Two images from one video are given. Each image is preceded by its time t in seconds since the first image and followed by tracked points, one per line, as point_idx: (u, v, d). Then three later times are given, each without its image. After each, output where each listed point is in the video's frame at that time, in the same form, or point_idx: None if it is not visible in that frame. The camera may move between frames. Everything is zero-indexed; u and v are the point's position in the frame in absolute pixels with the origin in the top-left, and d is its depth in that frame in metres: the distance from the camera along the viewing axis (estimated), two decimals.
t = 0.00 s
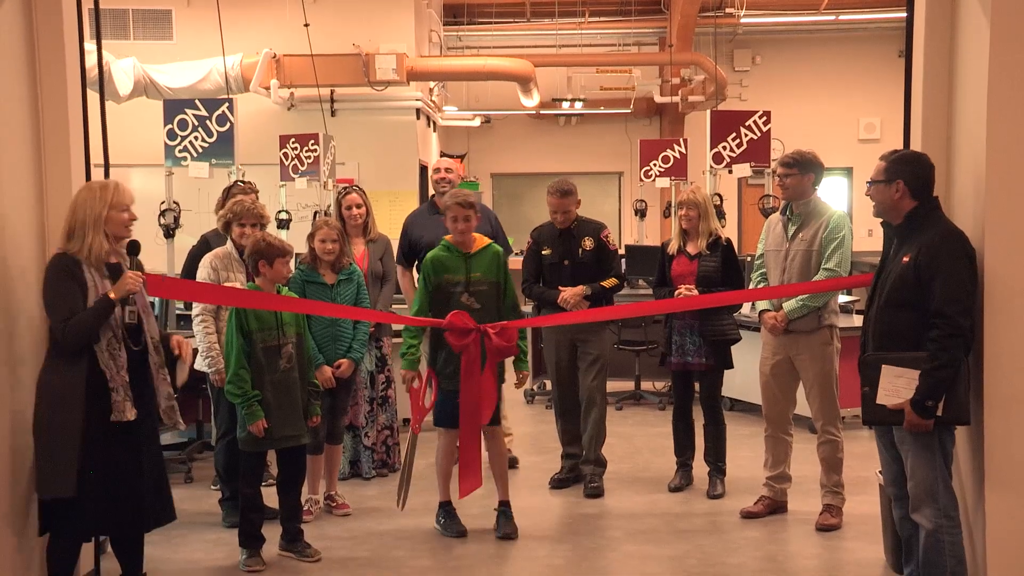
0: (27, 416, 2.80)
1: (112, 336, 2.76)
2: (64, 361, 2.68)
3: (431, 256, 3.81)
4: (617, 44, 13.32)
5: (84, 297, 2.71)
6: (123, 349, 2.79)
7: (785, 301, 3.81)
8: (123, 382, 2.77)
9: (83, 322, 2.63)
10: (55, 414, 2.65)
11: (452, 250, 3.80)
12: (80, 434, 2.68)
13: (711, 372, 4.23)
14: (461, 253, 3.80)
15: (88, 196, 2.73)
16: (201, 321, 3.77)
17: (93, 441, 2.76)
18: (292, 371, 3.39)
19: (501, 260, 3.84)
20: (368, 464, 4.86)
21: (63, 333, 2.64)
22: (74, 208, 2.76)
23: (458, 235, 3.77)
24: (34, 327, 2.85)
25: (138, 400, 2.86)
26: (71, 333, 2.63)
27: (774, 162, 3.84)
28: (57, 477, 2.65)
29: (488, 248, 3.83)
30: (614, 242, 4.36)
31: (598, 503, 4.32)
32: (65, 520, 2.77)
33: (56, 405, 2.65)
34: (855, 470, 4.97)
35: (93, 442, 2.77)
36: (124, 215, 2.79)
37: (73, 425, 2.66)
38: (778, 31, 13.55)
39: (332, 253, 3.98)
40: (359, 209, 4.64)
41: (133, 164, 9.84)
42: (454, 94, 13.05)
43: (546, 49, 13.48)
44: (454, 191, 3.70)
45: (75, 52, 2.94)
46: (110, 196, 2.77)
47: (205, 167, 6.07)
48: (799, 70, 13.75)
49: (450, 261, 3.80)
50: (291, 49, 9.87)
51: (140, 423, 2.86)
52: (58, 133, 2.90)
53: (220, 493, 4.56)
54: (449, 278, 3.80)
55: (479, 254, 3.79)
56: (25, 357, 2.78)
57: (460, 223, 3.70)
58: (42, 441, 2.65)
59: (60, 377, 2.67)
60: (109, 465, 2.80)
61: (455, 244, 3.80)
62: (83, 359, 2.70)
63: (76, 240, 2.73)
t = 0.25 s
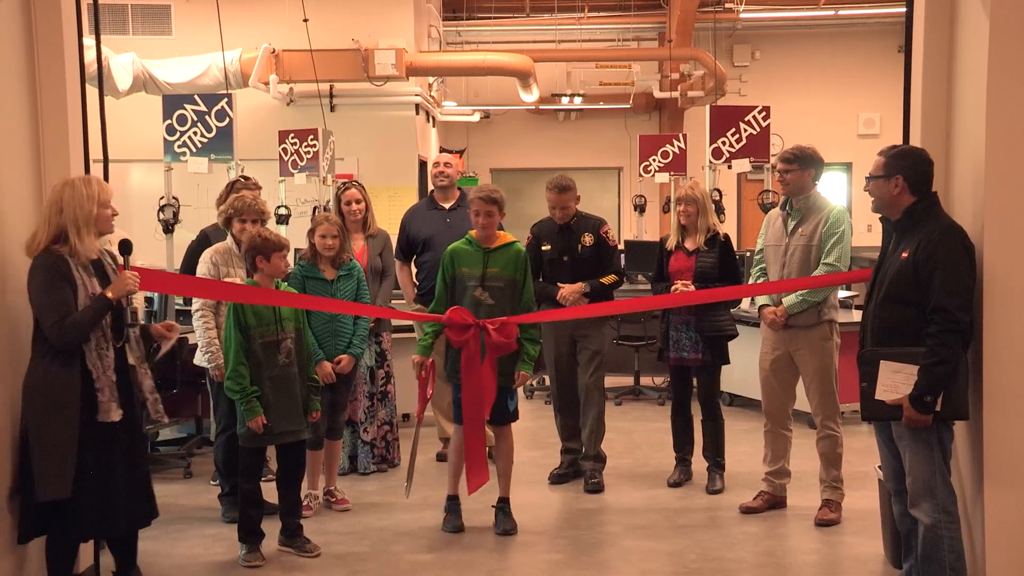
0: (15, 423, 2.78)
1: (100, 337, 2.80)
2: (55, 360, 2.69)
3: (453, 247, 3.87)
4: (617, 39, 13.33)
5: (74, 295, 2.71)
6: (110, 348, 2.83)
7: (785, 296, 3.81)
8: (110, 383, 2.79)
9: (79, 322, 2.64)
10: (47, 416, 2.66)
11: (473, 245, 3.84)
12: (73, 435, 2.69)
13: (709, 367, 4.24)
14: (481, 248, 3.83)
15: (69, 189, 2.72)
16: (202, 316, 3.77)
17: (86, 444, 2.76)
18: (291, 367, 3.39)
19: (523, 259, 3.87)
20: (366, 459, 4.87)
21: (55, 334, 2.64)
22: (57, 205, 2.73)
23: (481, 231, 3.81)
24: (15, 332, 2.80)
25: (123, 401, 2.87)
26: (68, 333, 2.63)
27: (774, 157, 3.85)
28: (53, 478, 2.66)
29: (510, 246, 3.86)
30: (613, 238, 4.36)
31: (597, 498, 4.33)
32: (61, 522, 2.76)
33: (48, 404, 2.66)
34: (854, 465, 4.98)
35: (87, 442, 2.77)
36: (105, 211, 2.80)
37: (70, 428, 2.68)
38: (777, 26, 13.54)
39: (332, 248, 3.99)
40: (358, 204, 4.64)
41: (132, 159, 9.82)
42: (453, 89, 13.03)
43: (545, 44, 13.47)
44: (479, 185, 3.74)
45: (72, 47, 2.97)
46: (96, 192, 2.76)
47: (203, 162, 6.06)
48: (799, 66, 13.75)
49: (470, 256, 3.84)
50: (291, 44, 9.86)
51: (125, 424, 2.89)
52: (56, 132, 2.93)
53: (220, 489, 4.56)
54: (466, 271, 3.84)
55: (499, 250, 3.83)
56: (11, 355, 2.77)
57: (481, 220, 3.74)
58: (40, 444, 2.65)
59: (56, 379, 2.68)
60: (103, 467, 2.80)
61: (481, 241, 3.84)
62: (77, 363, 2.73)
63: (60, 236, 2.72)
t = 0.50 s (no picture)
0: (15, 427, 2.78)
1: (95, 337, 2.78)
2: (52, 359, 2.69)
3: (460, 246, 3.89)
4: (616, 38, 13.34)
5: (71, 294, 2.72)
6: (103, 349, 2.81)
7: (785, 295, 3.81)
8: (95, 383, 2.76)
9: (77, 319, 2.64)
10: (47, 413, 2.67)
11: (479, 244, 3.85)
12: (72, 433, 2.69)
13: (707, 365, 4.24)
14: (485, 246, 3.84)
15: (63, 187, 2.71)
16: (202, 313, 3.78)
17: (85, 443, 2.76)
18: (290, 366, 3.38)
19: (529, 258, 3.86)
20: (366, 458, 4.87)
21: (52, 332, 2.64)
22: (51, 203, 2.72)
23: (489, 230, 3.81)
24: (15, 331, 2.82)
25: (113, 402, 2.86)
26: (67, 331, 2.63)
27: (775, 156, 3.84)
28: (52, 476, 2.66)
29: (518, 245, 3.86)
30: (613, 236, 4.35)
31: (596, 496, 4.33)
32: (60, 522, 2.73)
33: (47, 403, 2.67)
34: (853, 463, 4.98)
35: (85, 442, 2.76)
36: (96, 208, 2.78)
37: (67, 427, 2.69)
38: (777, 24, 13.54)
39: (332, 247, 3.98)
40: (358, 203, 4.64)
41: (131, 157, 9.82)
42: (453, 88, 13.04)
43: (545, 42, 13.47)
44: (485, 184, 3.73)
45: (72, 46, 2.97)
46: (88, 190, 2.76)
47: (203, 161, 6.06)
48: (798, 64, 13.74)
49: (476, 254, 3.85)
50: (290, 42, 9.86)
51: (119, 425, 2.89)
52: (56, 131, 2.93)
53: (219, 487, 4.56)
54: (471, 269, 3.85)
55: (504, 250, 3.83)
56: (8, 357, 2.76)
57: (488, 219, 3.74)
58: (38, 443, 2.66)
59: (53, 377, 2.68)
60: (102, 466, 2.79)
61: (489, 241, 3.84)
62: (74, 363, 2.72)
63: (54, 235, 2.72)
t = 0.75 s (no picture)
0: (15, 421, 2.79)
1: (95, 332, 2.78)
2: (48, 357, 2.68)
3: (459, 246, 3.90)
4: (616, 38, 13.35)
5: (70, 291, 2.71)
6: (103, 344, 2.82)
7: (785, 295, 3.81)
8: (96, 378, 2.78)
9: (72, 315, 2.62)
10: (45, 410, 2.66)
11: (476, 244, 3.85)
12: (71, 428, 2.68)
13: (707, 365, 4.24)
14: (482, 246, 3.84)
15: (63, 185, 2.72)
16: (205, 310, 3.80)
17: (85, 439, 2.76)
18: (290, 366, 3.38)
19: (524, 259, 3.84)
20: (366, 458, 4.87)
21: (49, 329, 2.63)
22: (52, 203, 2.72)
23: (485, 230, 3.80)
24: (15, 331, 2.81)
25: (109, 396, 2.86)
26: (62, 329, 2.62)
27: (775, 156, 3.84)
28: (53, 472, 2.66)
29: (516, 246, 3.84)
30: (612, 235, 4.34)
31: (596, 497, 4.33)
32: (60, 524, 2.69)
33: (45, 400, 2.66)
34: (853, 463, 4.98)
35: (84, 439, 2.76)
36: (93, 205, 2.76)
37: (66, 422, 2.68)
38: (777, 24, 13.54)
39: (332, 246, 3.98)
40: (358, 203, 4.64)
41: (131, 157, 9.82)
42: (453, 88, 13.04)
43: (544, 42, 13.47)
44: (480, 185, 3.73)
45: (72, 46, 2.97)
46: (85, 189, 2.74)
47: (202, 161, 6.06)
48: (798, 64, 13.75)
49: (473, 254, 3.86)
50: (290, 42, 9.85)
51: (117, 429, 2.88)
52: (55, 131, 2.93)
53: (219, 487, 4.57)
54: (468, 269, 3.87)
55: (499, 251, 3.82)
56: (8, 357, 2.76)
57: (482, 220, 3.74)
58: (38, 438, 2.66)
59: (54, 375, 2.68)
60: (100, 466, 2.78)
61: (485, 241, 3.84)
62: (73, 360, 2.71)
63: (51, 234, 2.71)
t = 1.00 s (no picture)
0: (16, 423, 2.78)
1: (93, 329, 2.77)
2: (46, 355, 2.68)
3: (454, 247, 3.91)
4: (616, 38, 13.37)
5: (67, 290, 2.72)
6: (104, 342, 2.81)
7: (785, 295, 3.81)
8: (103, 374, 2.79)
9: (65, 312, 2.63)
10: (41, 408, 2.66)
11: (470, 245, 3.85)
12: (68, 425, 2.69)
13: (708, 365, 4.24)
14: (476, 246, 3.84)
15: (67, 187, 2.75)
16: (210, 302, 3.84)
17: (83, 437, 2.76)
18: (290, 367, 3.38)
19: (518, 258, 3.82)
20: (366, 458, 4.88)
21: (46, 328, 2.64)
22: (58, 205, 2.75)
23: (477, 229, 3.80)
24: (17, 331, 2.82)
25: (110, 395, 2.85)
26: (55, 327, 2.63)
27: (775, 156, 3.84)
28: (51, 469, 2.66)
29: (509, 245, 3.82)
30: (610, 235, 4.34)
31: (596, 497, 4.33)
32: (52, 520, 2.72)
33: (43, 399, 2.66)
34: (853, 464, 4.98)
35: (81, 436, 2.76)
36: (91, 208, 2.77)
37: (63, 416, 2.68)
38: (777, 25, 13.54)
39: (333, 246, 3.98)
40: (357, 203, 4.64)
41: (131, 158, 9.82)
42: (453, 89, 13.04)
43: (544, 42, 13.47)
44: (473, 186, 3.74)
45: (72, 48, 2.98)
46: (81, 188, 2.77)
47: (202, 161, 6.06)
48: (798, 64, 13.75)
49: (468, 255, 3.86)
50: (290, 42, 9.85)
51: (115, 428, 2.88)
52: (55, 131, 2.93)
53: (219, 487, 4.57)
54: (462, 270, 3.87)
55: (494, 251, 3.81)
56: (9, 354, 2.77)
57: (474, 221, 3.74)
58: (35, 436, 2.66)
59: (51, 373, 2.68)
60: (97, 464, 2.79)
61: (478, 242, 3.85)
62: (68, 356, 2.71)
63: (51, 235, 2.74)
